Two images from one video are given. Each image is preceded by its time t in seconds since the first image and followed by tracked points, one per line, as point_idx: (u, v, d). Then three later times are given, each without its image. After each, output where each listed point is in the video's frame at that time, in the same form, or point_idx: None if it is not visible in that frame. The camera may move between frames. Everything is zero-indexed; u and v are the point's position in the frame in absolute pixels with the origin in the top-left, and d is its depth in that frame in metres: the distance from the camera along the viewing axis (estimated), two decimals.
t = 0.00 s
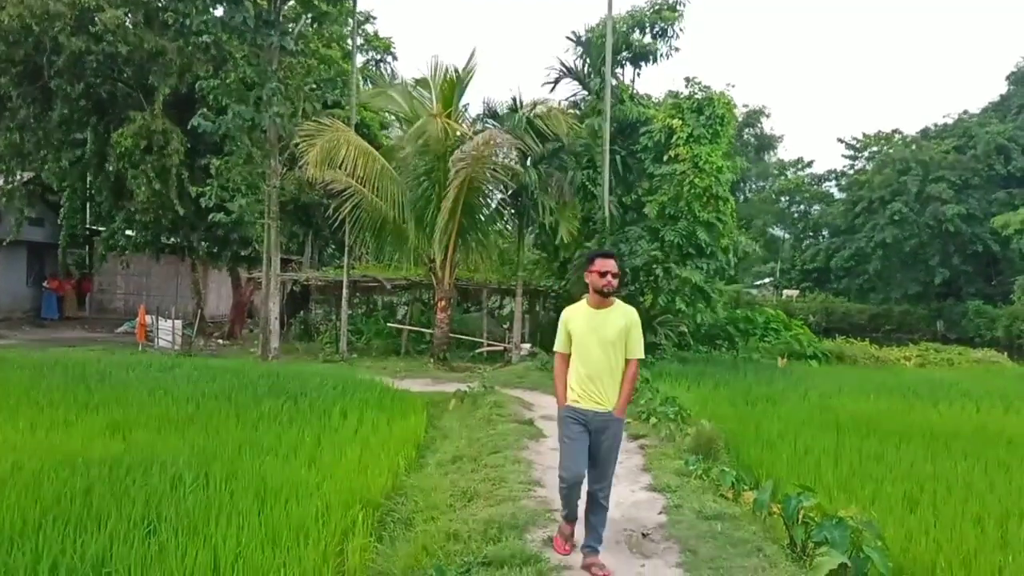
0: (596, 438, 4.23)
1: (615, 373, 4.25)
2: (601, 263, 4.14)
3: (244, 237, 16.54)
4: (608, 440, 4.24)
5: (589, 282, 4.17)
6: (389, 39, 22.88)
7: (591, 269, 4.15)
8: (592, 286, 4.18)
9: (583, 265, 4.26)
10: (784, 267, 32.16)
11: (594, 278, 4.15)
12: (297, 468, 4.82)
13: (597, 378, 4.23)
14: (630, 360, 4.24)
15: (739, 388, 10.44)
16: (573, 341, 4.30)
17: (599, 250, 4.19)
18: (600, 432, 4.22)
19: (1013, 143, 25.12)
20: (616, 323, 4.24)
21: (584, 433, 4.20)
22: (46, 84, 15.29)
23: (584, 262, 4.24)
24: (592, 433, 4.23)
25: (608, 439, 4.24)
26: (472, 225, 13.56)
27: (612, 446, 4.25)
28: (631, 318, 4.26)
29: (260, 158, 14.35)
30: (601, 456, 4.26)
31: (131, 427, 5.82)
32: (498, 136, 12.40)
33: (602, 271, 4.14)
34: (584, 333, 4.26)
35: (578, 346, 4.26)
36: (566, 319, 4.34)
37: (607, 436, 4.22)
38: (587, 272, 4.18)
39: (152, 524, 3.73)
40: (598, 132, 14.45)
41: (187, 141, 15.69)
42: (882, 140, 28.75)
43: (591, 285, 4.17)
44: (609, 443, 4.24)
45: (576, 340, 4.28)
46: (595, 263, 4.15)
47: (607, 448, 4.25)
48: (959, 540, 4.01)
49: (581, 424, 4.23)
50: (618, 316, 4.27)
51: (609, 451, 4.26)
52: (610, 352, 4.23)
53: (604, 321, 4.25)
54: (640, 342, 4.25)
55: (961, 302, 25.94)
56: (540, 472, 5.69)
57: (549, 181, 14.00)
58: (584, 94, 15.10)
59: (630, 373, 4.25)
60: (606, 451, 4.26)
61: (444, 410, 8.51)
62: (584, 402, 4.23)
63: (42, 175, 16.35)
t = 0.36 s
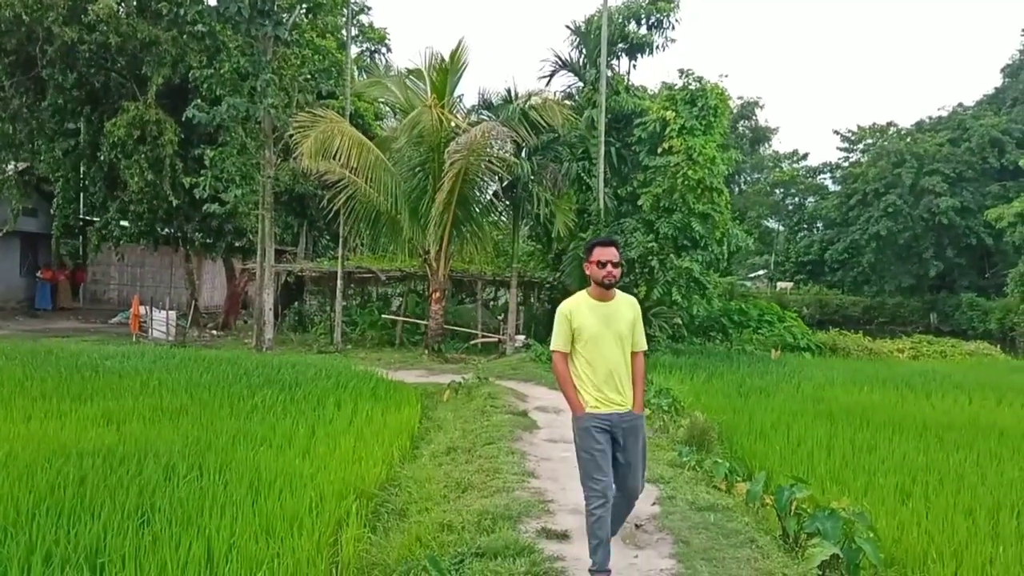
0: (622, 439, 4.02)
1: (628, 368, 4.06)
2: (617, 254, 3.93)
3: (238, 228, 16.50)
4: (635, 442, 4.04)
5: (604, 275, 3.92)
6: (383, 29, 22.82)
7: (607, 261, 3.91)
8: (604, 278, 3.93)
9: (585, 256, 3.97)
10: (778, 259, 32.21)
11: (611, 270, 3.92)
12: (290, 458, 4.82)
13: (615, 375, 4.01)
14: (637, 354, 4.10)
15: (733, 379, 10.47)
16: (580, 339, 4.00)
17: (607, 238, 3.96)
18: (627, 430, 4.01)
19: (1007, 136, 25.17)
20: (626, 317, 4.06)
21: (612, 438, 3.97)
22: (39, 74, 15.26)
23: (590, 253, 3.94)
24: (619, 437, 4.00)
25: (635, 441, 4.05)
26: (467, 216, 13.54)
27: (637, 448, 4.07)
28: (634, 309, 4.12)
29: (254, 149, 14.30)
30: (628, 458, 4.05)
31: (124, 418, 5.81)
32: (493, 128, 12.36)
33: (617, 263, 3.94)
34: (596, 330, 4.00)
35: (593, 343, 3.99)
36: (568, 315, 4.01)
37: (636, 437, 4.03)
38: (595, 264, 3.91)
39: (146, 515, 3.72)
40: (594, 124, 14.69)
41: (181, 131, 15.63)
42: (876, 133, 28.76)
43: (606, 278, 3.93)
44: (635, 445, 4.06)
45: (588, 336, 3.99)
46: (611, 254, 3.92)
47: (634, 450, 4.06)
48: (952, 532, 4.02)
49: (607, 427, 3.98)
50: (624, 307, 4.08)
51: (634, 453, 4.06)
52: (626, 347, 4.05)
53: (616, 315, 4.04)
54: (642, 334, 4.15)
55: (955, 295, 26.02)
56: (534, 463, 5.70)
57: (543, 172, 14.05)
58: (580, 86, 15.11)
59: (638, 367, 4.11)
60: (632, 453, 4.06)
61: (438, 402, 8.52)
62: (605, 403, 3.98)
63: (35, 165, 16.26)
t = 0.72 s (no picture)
0: (623, 449, 3.70)
1: (637, 370, 3.76)
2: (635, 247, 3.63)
3: (229, 218, 16.43)
4: (640, 454, 3.69)
5: (618, 270, 3.63)
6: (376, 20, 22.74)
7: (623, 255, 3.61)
8: (617, 272, 3.64)
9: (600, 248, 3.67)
10: (770, 251, 32.25)
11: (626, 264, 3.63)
12: (281, 448, 4.81)
13: (621, 377, 3.70)
14: (648, 356, 3.80)
15: (725, 371, 10.51)
16: (587, 336, 3.71)
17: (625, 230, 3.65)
18: (630, 438, 3.69)
19: (999, 128, 25.27)
20: (640, 316, 3.76)
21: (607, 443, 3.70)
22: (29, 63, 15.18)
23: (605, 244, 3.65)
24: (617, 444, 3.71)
25: (640, 454, 3.69)
26: (458, 207, 13.54)
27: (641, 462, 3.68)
28: (650, 308, 3.82)
29: (245, 139, 14.24)
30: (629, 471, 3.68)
31: (116, 408, 5.82)
32: (485, 121, 12.31)
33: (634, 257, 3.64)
34: (606, 328, 3.71)
35: (601, 342, 3.70)
36: (575, 310, 3.72)
37: (640, 448, 3.69)
38: (609, 255, 3.63)
39: (138, 505, 3.72)
40: (586, 113, 14.28)
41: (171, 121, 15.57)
42: (869, 125, 28.80)
43: (620, 272, 3.64)
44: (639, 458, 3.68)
45: (597, 334, 3.70)
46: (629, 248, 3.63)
47: (637, 465, 3.67)
48: (942, 522, 4.02)
49: (607, 433, 3.70)
50: (638, 306, 3.78)
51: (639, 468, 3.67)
52: (638, 348, 3.75)
53: (629, 314, 3.74)
54: (656, 334, 3.85)
55: (946, 288, 26.11)
56: (525, 454, 5.71)
57: (534, 163, 14.03)
58: (572, 76, 15.05)
59: (649, 369, 3.81)
60: (635, 468, 3.67)
61: (429, 393, 8.52)
62: (607, 407, 3.69)
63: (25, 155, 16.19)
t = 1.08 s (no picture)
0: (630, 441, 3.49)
1: (649, 362, 3.49)
2: (633, 227, 3.39)
3: (218, 209, 16.34)
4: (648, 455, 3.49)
5: (616, 251, 3.42)
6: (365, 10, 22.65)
7: (619, 236, 3.40)
8: (617, 255, 3.43)
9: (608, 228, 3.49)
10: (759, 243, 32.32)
11: (623, 246, 3.40)
12: (270, 439, 4.81)
13: (626, 368, 3.48)
14: (667, 347, 3.50)
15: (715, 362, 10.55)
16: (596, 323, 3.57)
17: (628, 209, 3.41)
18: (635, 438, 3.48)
19: (987, 121, 25.39)
20: (654, 303, 3.48)
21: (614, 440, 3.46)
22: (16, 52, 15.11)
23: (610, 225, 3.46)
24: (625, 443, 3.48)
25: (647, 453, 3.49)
26: (447, 199, 13.50)
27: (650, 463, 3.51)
28: (673, 295, 3.51)
29: (234, 129, 14.17)
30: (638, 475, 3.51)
31: (104, 398, 5.81)
32: (474, 110, 12.27)
33: (633, 239, 3.40)
34: (612, 314, 3.52)
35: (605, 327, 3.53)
36: (587, 293, 3.61)
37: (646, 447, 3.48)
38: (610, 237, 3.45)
39: (127, 495, 3.72)
40: (576, 105, 14.26)
41: (160, 111, 15.48)
42: (858, 118, 28.86)
43: (620, 254, 3.42)
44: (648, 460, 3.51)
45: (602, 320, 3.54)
46: (626, 229, 3.40)
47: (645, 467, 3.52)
48: (928, 513, 4.03)
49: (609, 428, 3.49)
50: (656, 291, 3.50)
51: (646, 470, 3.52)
52: (648, 339, 3.48)
53: (637, 300, 3.49)
54: (683, 324, 3.51)
55: (934, 280, 26.24)
56: (513, 445, 5.72)
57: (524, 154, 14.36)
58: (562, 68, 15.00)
59: (671, 363, 3.50)
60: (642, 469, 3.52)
61: (419, 383, 8.53)
62: (612, 399, 3.50)
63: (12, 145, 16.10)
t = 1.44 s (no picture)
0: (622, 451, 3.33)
1: (634, 360, 3.36)
2: (622, 219, 3.23)
3: (204, 199, 16.26)
4: (643, 461, 3.34)
5: (608, 244, 3.24)
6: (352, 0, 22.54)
7: (611, 228, 3.23)
8: (607, 246, 3.25)
9: (588, 219, 3.26)
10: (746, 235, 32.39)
11: (614, 238, 3.24)
12: (257, 431, 4.78)
13: (617, 369, 3.29)
14: (646, 342, 3.42)
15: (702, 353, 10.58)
16: (574, 322, 3.29)
17: (614, 199, 3.24)
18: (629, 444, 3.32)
19: (976, 113, 25.31)
20: (634, 297, 3.36)
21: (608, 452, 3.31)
22: (0, 43, 15.05)
23: (594, 216, 3.24)
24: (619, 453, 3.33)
25: (644, 458, 3.34)
26: (435, 190, 13.53)
27: (646, 470, 3.35)
28: (645, 288, 3.42)
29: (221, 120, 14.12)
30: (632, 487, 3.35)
31: (91, 390, 5.78)
32: (462, 101, 12.34)
33: (622, 232, 3.24)
34: (595, 312, 3.29)
35: (589, 327, 3.28)
36: (559, 291, 3.29)
37: (642, 453, 3.33)
38: (595, 228, 3.24)
39: (113, 485, 3.70)
40: (562, 96, 14.40)
41: (146, 102, 15.40)
42: (845, 110, 28.91)
43: (611, 247, 3.24)
44: (644, 468, 3.35)
45: (582, 319, 3.28)
46: (617, 221, 3.23)
47: (642, 475, 3.35)
48: (912, 504, 4.07)
49: (601, 437, 3.29)
50: (631, 285, 3.37)
51: (643, 479, 3.34)
52: (633, 336, 3.35)
53: (621, 297, 3.33)
54: (654, 318, 3.44)
55: (920, 272, 26.39)
56: (500, 436, 5.73)
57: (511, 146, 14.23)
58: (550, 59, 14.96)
59: (648, 358, 3.43)
60: (639, 479, 3.35)
61: (406, 374, 8.53)
62: (601, 404, 3.29)
63: None
